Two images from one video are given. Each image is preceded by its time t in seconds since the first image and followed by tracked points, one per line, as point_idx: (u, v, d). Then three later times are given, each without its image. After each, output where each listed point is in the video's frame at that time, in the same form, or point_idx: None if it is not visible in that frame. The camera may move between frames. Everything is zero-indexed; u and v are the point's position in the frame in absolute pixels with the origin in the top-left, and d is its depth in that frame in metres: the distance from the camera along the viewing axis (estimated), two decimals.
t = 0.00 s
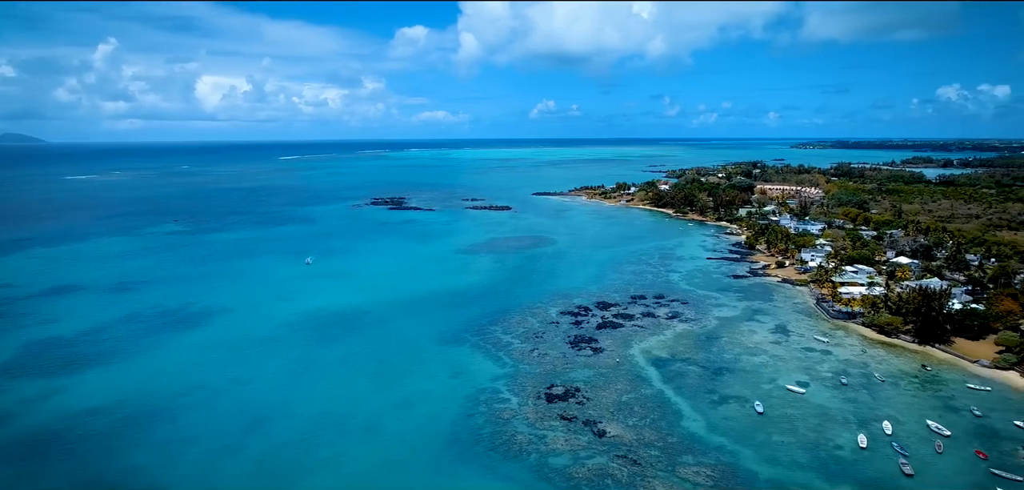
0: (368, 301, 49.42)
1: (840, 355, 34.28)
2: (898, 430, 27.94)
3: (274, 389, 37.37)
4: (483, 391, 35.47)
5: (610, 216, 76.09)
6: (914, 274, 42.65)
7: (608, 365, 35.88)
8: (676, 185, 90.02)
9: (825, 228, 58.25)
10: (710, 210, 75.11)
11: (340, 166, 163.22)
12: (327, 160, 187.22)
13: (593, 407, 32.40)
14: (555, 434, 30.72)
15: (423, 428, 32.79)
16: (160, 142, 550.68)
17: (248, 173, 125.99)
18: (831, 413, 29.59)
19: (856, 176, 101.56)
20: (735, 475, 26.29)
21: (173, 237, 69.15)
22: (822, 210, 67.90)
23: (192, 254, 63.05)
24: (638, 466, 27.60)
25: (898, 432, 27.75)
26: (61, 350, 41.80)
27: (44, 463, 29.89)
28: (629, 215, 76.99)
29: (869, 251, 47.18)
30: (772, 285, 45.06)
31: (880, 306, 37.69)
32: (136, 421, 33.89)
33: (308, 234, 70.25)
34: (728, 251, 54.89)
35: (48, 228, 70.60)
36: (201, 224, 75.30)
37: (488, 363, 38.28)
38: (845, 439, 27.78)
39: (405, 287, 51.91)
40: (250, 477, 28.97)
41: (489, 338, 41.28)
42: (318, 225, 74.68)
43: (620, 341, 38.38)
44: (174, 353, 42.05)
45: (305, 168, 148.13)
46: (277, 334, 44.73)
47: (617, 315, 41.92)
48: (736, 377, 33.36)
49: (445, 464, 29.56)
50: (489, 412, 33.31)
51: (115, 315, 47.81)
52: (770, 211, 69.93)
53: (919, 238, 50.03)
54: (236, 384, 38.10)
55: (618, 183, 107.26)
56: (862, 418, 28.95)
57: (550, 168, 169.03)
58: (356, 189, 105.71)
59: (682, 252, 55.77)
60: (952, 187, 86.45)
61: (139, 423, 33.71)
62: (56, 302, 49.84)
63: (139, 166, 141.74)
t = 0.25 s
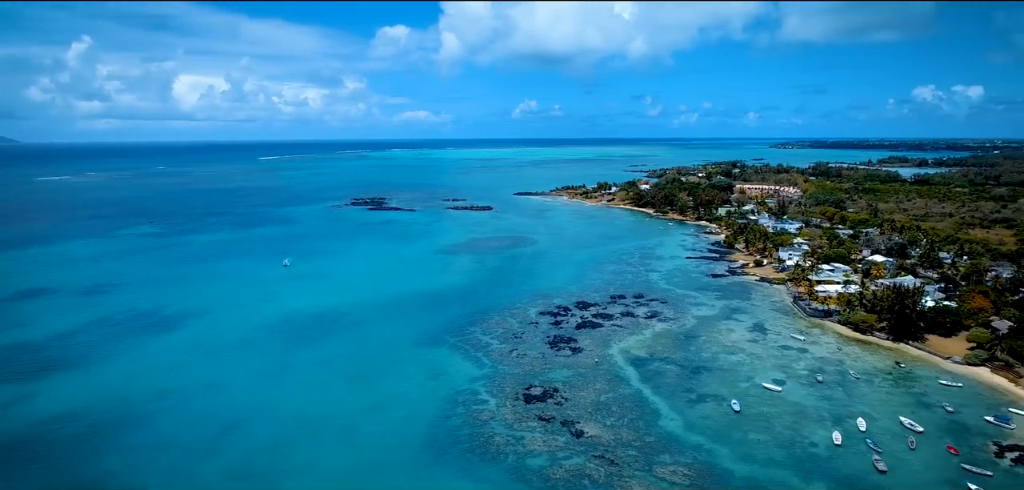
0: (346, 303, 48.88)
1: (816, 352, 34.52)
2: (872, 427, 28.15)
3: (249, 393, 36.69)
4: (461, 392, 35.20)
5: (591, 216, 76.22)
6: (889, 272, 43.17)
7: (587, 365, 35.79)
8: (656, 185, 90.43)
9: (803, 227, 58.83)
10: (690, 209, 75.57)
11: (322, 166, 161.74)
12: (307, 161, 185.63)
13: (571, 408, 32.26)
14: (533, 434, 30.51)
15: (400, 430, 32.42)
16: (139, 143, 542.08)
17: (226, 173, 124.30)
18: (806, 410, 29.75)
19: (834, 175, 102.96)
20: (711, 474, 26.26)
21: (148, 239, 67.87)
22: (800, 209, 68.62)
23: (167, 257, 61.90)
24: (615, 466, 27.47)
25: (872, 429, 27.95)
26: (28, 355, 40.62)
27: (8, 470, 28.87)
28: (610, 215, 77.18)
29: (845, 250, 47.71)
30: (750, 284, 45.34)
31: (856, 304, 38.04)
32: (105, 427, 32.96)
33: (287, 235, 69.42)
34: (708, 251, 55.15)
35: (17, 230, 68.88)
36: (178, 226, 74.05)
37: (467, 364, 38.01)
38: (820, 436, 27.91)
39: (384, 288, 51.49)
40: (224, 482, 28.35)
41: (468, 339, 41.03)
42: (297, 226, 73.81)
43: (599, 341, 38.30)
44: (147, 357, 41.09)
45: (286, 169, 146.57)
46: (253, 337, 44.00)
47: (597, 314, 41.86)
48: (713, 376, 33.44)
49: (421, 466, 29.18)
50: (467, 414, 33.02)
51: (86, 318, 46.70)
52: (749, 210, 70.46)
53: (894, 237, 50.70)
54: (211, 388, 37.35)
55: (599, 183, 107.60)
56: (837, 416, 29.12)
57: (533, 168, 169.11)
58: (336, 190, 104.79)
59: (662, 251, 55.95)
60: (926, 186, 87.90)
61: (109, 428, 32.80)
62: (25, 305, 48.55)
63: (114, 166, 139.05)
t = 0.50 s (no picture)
0: (321, 305, 48.18)
1: (789, 350, 34.76)
2: (843, 423, 28.35)
3: (220, 397, 35.80)
4: (436, 394, 34.79)
5: (569, 216, 76.24)
6: (861, 270, 43.73)
7: (563, 366, 35.64)
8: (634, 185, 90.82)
9: (777, 226, 59.44)
10: (667, 209, 76.01)
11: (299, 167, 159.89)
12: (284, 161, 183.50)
13: (546, 408, 32.05)
14: (508, 436, 30.21)
15: (375, 433, 31.90)
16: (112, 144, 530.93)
17: (200, 174, 122.15)
18: (780, 408, 29.88)
19: (809, 174, 104.44)
20: (685, 473, 26.22)
21: (118, 242, 66.25)
22: (776, 208, 69.37)
23: (137, 259, 60.42)
24: (590, 466, 27.30)
25: (844, 426, 28.14)
26: None
27: None
28: (588, 215, 77.28)
29: (819, 249, 48.23)
30: (725, 283, 45.60)
31: (828, 302, 38.42)
32: (68, 434, 31.81)
33: (262, 237, 68.29)
34: (684, 250, 55.41)
35: None
36: (149, 228, 72.42)
37: (442, 366, 37.63)
38: (792, 433, 28.05)
39: (359, 289, 50.87)
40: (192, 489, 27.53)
41: (445, 340, 40.67)
42: (272, 227, 72.69)
43: (576, 341, 38.16)
44: (113, 363, 39.89)
45: (262, 169, 144.62)
46: (224, 341, 43.05)
47: (574, 315, 41.73)
48: (688, 375, 33.48)
49: (396, 470, 28.69)
50: (442, 416, 32.61)
51: (52, 323, 45.34)
52: (726, 210, 71.02)
53: (866, 236, 51.44)
54: (180, 393, 36.35)
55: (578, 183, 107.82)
56: (810, 413, 29.28)
57: (513, 168, 169.02)
58: (313, 191, 103.51)
59: (639, 250, 56.09)
60: (897, 186, 89.52)
61: (72, 436, 31.67)
62: None
63: (84, 167, 135.80)
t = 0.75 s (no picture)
0: (296, 308, 47.39)
1: (765, 349, 34.93)
2: (817, 421, 28.50)
3: (190, 402, 34.87)
4: (412, 397, 34.34)
5: (548, 216, 76.18)
6: (835, 268, 44.21)
7: (540, 366, 35.44)
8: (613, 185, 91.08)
9: (753, 225, 59.95)
10: (645, 209, 76.36)
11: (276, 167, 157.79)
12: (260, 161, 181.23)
13: (522, 410, 31.79)
14: (484, 438, 29.86)
15: (349, 437, 31.33)
16: (85, 144, 519.31)
17: (174, 175, 119.96)
18: (754, 406, 29.96)
19: (784, 174, 105.76)
20: (661, 472, 26.11)
21: (87, 244, 64.58)
22: (752, 208, 70.02)
23: (107, 262, 58.90)
24: (566, 467, 27.06)
25: (817, 423, 28.28)
26: None
27: None
28: (567, 215, 77.30)
29: (794, 247, 48.71)
30: (702, 282, 45.79)
31: (803, 300, 38.73)
32: (29, 442, 30.61)
33: (236, 239, 67.12)
34: (662, 250, 55.60)
35: None
36: (119, 230, 70.76)
37: (418, 368, 37.20)
38: (766, 431, 28.12)
39: (335, 291, 50.20)
40: None
41: (421, 342, 40.27)
42: (247, 229, 71.49)
43: (553, 342, 37.97)
44: (79, 368, 38.63)
45: (238, 170, 142.50)
46: (196, 345, 42.05)
47: (551, 315, 41.56)
48: (665, 374, 33.46)
49: (370, 475, 28.14)
50: (418, 419, 32.15)
51: (15, 327, 43.89)
52: (703, 210, 71.50)
53: (840, 234, 52.08)
54: (148, 398, 35.31)
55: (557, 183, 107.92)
56: (783, 411, 29.40)
57: (493, 168, 168.72)
58: (290, 192, 102.19)
59: (617, 250, 56.16)
60: (870, 185, 91.06)
61: (34, 443, 30.49)
62: None
63: (53, 168, 132.45)
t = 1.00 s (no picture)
0: (271, 310, 46.59)
1: (741, 347, 35.07)
2: (792, 419, 28.59)
3: (160, 408, 33.88)
4: (389, 399, 33.85)
5: (528, 216, 76.10)
6: (811, 267, 44.65)
7: (518, 367, 35.22)
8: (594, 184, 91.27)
9: (731, 224, 60.41)
10: (625, 209, 76.62)
11: (253, 168, 155.61)
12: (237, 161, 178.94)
13: (499, 411, 31.50)
14: (460, 440, 29.47)
15: (324, 440, 30.68)
16: (58, 145, 508.37)
17: (148, 175, 117.78)
18: (731, 405, 29.98)
19: (762, 173, 106.92)
20: (637, 472, 25.98)
21: (56, 247, 62.92)
22: (730, 207, 70.56)
23: (77, 265, 57.39)
24: (542, 469, 26.79)
25: (792, 421, 28.37)
26: None
27: None
28: (548, 214, 77.23)
29: (771, 246, 49.11)
30: (680, 281, 45.96)
31: (779, 298, 39.06)
32: None
33: (211, 240, 65.93)
34: (641, 249, 55.73)
35: None
36: (90, 232, 69.12)
37: (395, 370, 36.75)
38: (742, 430, 28.16)
39: (311, 293, 49.55)
40: None
41: (399, 343, 39.85)
42: (222, 231, 70.29)
43: (531, 342, 37.76)
44: (43, 374, 37.32)
45: (214, 171, 140.32)
46: (167, 350, 41.02)
47: (530, 315, 41.37)
48: (642, 373, 33.43)
49: (345, 479, 27.53)
50: (394, 422, 31.63)
51: None
52: (682, 209, 71.90)
53: (816, 233, 52.66)
54: (116, 404, 34.22)
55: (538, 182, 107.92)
56: (759, 409, 29.46)
57: (473, 168, 168.32)
58: (267, 192, 100.84)
59: (597, 250, 56.16)
60: (846, 184, 92.36)
61: None
62: None
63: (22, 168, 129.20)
